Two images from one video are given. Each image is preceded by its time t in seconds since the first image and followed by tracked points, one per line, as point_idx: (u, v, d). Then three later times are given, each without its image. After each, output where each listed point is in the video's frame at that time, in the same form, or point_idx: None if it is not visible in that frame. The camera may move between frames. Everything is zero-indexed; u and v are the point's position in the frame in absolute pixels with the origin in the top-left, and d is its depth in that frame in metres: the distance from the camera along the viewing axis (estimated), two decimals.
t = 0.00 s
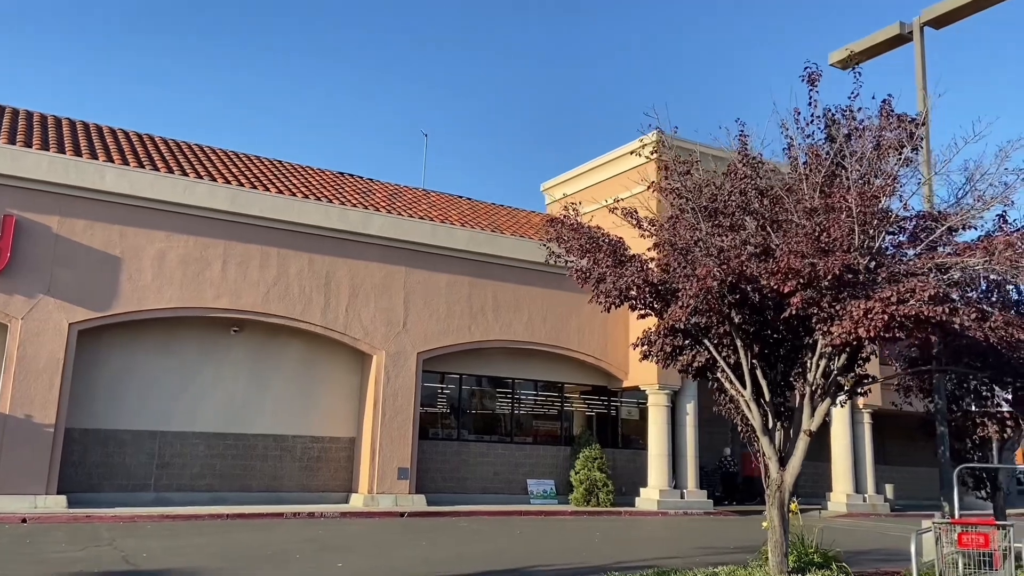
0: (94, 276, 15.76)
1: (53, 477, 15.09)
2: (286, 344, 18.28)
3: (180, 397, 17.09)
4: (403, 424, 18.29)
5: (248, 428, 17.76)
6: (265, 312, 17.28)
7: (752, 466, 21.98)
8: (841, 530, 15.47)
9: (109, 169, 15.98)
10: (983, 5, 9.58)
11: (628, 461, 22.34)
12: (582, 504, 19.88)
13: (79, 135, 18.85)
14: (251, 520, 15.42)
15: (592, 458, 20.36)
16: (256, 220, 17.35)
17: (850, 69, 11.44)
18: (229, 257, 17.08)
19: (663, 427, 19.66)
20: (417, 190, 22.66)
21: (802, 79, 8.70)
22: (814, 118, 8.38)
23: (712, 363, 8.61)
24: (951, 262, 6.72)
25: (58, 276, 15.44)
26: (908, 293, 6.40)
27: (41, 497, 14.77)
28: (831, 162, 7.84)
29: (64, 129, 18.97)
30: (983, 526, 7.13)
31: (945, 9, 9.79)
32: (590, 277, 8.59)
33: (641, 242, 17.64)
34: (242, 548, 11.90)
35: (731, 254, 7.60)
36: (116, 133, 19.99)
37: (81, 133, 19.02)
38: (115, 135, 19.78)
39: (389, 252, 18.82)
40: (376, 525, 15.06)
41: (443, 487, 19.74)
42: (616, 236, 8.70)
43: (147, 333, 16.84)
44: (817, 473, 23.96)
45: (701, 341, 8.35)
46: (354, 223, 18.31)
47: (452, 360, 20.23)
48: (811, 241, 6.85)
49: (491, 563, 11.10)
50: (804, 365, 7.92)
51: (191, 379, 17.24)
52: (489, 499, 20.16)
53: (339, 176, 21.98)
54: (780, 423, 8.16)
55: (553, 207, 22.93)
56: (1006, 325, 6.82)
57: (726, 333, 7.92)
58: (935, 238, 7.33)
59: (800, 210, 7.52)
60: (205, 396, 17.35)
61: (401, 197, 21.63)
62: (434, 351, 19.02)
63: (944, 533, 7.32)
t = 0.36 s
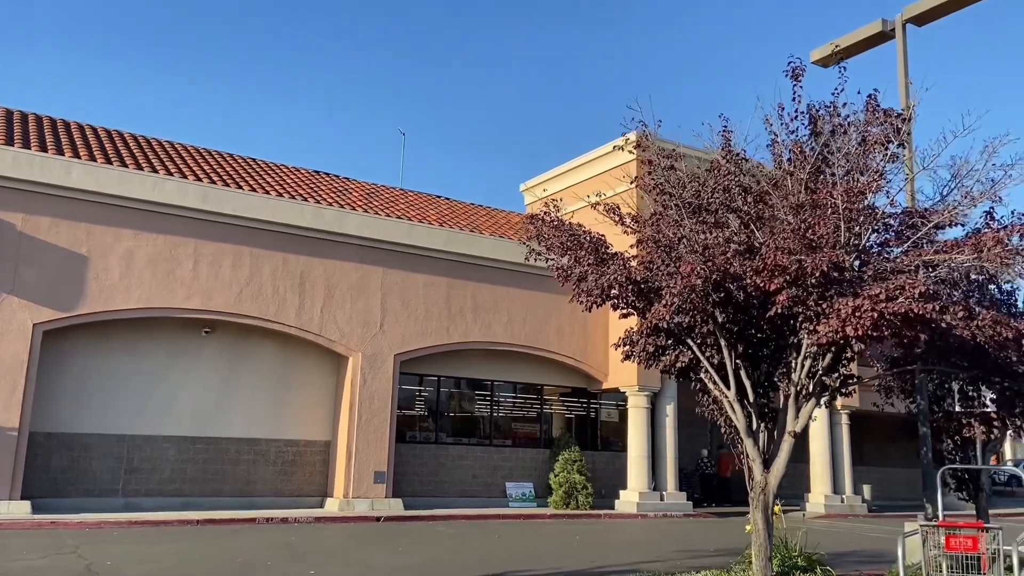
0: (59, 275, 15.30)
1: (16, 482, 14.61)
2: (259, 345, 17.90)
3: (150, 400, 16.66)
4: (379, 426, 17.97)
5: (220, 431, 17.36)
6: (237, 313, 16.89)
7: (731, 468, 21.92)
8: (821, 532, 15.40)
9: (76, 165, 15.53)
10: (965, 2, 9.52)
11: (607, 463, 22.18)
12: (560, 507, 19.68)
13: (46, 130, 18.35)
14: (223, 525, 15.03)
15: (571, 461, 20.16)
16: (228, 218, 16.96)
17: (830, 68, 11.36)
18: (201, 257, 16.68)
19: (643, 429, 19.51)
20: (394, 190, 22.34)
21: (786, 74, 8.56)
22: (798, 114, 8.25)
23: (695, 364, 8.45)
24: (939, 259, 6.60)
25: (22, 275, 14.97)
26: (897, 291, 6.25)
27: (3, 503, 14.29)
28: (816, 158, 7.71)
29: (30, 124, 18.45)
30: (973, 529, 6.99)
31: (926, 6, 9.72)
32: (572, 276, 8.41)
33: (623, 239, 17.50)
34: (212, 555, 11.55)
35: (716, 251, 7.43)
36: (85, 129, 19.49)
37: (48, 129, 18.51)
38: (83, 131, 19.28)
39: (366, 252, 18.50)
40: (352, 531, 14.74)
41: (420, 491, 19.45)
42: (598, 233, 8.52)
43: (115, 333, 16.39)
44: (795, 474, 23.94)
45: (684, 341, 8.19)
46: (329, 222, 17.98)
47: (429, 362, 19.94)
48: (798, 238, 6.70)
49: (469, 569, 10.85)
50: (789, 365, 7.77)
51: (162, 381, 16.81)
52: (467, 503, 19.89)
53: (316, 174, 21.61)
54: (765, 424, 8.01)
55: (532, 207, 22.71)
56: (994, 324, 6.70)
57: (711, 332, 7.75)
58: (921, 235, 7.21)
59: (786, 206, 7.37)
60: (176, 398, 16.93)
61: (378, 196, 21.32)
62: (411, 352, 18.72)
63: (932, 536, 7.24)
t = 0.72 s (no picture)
0: (14, 274, 14.76)
1: None
2: (223, 347, 17.44)
3: (109, 403, 16.13)
4: (346, 430, 17.59)
5: (182, 436, 16.88)
6: (200, 314, 16.43)
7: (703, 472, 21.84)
8: (791, 536, 15.32)
9: (33, 160, 14.99)
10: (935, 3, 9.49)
11: (579, 467, 21.99)
12: (531, 512, 19.43)
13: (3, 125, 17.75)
14: (183, 533, 14.58)
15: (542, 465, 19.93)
16: (192, 217, 16.51)
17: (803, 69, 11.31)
18: (163, 256, 16.20)
19: (615, 433, 19.33)
20: (364, 189, 21.99)
21: (760, 72, 8.43)
22: (772, 112, 8.12)
23: (667, 365, 8.27)
24: (916, 258, 6.49)
25: None
26: (874, 290, 6.12)
27: None
28: (789, 156, 7.59)
29: None
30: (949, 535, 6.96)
31: (899, 7, 9.69)
32: (542, 275, 8.21)
33: (594, 237, 17.49)
34: (169, 564, 11.13)
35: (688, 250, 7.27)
36: (43, 124, 18.90)
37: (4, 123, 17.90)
38: (42, 126, 18.70)
39: (334, 253, 18.13)
40: (316, 538, 14.36)
41: (389, 496, 19.10)
42: (569, 232, 8.34)
43: (72, 335, 15.86)
44: (766, 478, 23.93)
45: (656, 342, 8.01)
46: (297, 222, 17.60)
47: (399, 365, 19.61)
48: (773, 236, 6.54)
49: None
50: (763, 366, 7.62)
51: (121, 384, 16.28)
52: (436, 508, 19.57)
53: (284, 173, 21.20)
54: (737, 428, 7.85)
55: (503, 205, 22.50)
56: (970, 325, 6.60)
57: (683, 333, 7.58)
58: (897, 235, 7.11)
59: (760, 204, 7.23)
60: (136, 402, 16.43)
61: (348, 196, 20.95)
62: (380, 355, 18.38)
63: (904, 541, 7.15)
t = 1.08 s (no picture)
0: None
1: None
2: (185, 347, 16.98)
3: (64, 405, 15.59)
4: (311, 434, 17.22)
5: (141, 439, 16.38)
6: (160, 314, 15.97)
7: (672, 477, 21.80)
8: (758, 541, 15.28)
9: None
10: (907, 6, 9.50)
11: (547, 472, 21.82)
12: (499, 517, 19.19)
13: None
14: (140, 539, 14.11)
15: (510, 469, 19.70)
16: (153, 214, 16.05)
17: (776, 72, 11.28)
18: (122, 254, 15.72)
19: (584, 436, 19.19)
20: (332, 189, 21.63)
21: (734, 73, 8.34)
22: (745, 112, 8.03)
23: (637, 368, 8.13)
24: (889, 261, 6.40)
25: None
26: (847, 293, 6.00)
27: None
28: (762, 157, 7.50)
29: None
30: (919, 542, 6.89)
31: (871, 11, 9.72)
32: (509, 274, 8.04)
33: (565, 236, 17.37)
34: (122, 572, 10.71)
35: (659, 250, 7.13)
36: None
37: None
38: None
39: (300, 252, 17.77)
40: (278, 544, 14.00)
41: (354, 501, 18.75)
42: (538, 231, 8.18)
43: (27, 334, 15.30)
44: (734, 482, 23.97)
45: (625, 344, 7.87)
46: (262, 220, 17.22)
47: (366, 367, 19.27)
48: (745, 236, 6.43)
49: None
50: (733, 369, 7.50)
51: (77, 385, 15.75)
52: (402, 513, 19.26)
53: (249, 171, 20.76)
54: (707, 432, 7.73)
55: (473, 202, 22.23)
56: (942, 329, 6.54)
57: (653, 335, 7.44)
58: (868, 237, 7.04)
59: (732, 204, 7.11)
60: (93, 403, 15.90)
61: (315, 195, 20.58)
62: (346, 357, 18.04)
63: (873, 547, 7.06)
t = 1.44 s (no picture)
0: None
1: None
2: (132, 347, 16.39)
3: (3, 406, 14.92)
4: (264, 437, 16.75)
5: (84, 442, 15.75)
6: (106, 313, 15.39)
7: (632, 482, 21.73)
8: (717, 547, 15.24)
9: None
10: (868, 13, 9.54)
11: (507, 477, 21.59)
12: (457, 523, 18.88)
13: None
14: (81, 546, 13.54)
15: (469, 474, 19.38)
16: (101, 209, 15.47)
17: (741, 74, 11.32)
18: (68, 250, 15.13)
19: (544, 441, 19.01)
20: (290, 186, 21.16)
21: (700, 71, 8.24)
22: (711, 111, 7.95)
23: (600, 370, 7.98)
24: (854, 262, 6.35)
25: None
26: (814, 294, 5.92)
27: None
28: (727, 157, 7.42)
29: None
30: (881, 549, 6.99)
31: (834, 16, 9.78)
32: (471, 272, 7.83)
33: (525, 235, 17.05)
34: None
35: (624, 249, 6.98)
36: None
37: None
38: None
39: (256, 251, 17.30)
40: (227, 551, 13.55)
41: (308, 507, 18.32)
42: (501, 228, 8.01)
43: None
44: (694, 487, 24.01)
45: (588, 345, 7.71)
46: (216, 217, 16.73)
47: (323, 370, 18.84)
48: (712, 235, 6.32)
49: None
50: (697, 372, 7.38)
51: (18, 385, 15.10)
52: (358, 519, 18.86)
53: (205, 166, 20.20)
54: (670, 436, 7.60)
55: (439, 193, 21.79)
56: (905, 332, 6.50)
57: (617, 336, 7.29)
58: (833, 239, 7.00)
59: (697, 203, 7.01)
60: (34, 405, 15.26)
61: (273, 193, 20.10)
62: (302, 359, 17.61)
63: (836, 553, 7.15)
